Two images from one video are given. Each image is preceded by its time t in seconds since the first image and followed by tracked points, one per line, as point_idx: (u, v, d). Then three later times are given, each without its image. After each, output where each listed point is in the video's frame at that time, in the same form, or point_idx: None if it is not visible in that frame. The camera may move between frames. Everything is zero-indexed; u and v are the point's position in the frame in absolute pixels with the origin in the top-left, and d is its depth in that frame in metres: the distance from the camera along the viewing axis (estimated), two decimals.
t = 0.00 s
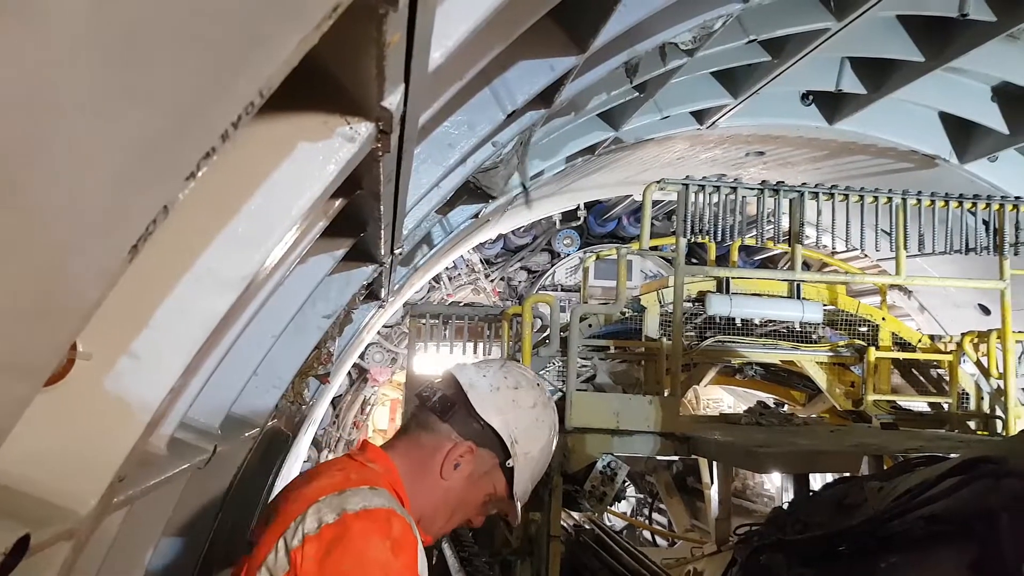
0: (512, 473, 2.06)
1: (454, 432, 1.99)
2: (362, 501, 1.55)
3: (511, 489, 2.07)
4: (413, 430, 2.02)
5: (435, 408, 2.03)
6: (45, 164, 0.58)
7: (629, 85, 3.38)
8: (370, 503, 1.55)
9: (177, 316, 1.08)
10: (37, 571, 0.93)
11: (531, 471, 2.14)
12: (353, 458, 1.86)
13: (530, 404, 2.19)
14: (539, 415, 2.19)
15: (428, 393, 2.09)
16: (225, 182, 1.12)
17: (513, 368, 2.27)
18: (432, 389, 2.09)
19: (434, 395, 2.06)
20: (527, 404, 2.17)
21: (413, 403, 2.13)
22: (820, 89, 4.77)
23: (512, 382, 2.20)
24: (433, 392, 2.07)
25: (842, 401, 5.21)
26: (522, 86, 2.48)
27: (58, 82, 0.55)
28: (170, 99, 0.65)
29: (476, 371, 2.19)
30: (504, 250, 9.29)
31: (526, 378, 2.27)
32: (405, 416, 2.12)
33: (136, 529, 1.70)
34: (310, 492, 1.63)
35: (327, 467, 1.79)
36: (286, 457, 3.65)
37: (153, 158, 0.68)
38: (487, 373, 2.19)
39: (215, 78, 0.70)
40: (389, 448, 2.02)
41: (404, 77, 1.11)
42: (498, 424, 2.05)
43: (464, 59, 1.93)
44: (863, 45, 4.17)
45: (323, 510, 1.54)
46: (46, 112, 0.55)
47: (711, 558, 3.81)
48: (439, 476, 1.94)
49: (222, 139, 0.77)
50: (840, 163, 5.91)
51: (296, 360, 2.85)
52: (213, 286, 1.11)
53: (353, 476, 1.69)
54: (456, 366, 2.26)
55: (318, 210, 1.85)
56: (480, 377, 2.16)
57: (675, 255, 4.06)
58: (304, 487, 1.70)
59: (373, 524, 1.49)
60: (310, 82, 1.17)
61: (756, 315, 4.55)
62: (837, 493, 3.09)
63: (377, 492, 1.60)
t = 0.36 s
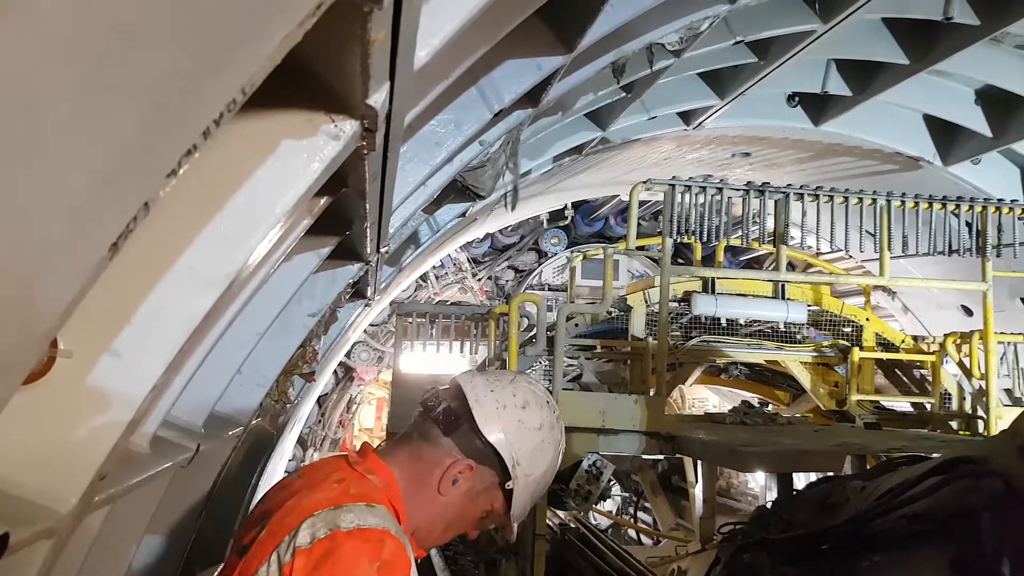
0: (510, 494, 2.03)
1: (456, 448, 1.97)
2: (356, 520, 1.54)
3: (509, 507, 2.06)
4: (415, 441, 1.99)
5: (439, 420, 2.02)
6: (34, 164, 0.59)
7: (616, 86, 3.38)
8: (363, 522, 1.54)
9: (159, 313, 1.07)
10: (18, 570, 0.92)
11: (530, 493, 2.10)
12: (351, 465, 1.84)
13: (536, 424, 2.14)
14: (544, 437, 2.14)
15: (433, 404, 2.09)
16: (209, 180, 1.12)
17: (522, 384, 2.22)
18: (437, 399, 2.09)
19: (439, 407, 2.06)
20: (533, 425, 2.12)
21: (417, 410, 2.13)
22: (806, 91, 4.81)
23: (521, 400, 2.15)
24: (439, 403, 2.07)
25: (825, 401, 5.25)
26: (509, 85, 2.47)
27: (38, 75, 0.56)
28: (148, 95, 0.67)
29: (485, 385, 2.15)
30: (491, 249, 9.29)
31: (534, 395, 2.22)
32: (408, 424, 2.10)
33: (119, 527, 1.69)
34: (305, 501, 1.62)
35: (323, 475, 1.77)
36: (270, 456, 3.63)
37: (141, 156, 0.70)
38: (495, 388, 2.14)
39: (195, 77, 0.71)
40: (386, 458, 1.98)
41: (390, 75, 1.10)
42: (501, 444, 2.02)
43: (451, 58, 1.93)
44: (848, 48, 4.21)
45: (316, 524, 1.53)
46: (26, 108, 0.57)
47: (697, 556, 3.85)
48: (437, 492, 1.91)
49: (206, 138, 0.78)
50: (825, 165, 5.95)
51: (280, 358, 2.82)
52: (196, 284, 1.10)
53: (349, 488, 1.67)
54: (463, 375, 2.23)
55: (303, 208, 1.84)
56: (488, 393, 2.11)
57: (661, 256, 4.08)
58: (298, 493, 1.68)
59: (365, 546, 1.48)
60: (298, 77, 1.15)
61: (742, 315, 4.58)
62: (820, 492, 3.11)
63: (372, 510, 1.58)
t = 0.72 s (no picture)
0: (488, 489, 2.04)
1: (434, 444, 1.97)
2: (342, 537, 1.54)
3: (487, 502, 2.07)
4: (391, 439, 1.99)
5: (416, 417, 2.02)
6: (23, 164, 0.64)
7: (601, 85, 3.39)
8: (351, 539, 1.54)
9: (139, 310, 1.08)
10: None
11: (508, 486, 2.11)
12: (329, 470, 1.80)
13: (515, 420, 2.14)
14: (523, 434, 2.15)
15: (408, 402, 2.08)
16: (189, 178, 1.11)
17: (499, 378, 2.22)
18: (413, 397, 2.09)
19: (416, 405, 2.05)
20: (511, 421, 2.12)
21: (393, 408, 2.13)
22: (789, 91, 4.84)
23: (499, 397, 2.15)
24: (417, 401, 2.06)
25: (808, 398, 5.30)
26: (494, 84, 2.48)
27: (28, 80, 0.59)
28: (127, 95, 0.70)
29: (462, 381, 2.14)
30: (477, 247, 9.28)
31: (512, 390, 2.22)
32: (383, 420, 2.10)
33: (102, 527, 1.68)
34: (287, 516, 1.60)
35: (302, 480, 1.74)
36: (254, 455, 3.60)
37: (123, 148, 0.75)
38: (472, 385, 2.14)
39: (178, 75, 0.75)
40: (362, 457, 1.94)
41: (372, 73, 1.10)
42: (479, 442, 2.02)
43: (435, 56, 1.93)
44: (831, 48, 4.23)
45: (302, 543, 1.52)
46: (9, 113, 0.60)
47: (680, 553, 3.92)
48: (415, 489, 1.90)
49: (183, 132, 0.85)
50: (808, 165, 5.99)
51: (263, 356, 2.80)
52: (177, 283, 1.11)
53: (332, 499, 1.66)
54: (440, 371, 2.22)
55: (285, 205, 1.83)
56: (466, 392, 2.10)
57: (646, 254, 4.09)
58: (278, 503, 1.66)
59: (352, 565, 1.48)
60: (279, 70, 1.11)
61: (725, 313, 4.59)
62: (803, 490, 3.14)
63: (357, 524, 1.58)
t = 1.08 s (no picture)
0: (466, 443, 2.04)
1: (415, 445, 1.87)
2: (357, 551, 1.53)
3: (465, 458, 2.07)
4: (361, 444, 1.85)
5: (388, 425, 1.85)
6: None
7: (582, 82, 3.39)
8: (365, 550, 1.54)
9: (113, 309, 1.05)
10: None
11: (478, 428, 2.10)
12: (320, 468, 1.72)
13: (479, 376, 2.04)
14: (484, 382, 2.06)
15: (362, 404, 1.88)
16: (162, 176, 1.10)
17: (449, 334, 2.04)
18: (374, 410, 1.86)
19: (378, 409, 1.86)
20: (477, 383, 2.01)
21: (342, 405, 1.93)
22: (769, 88, 4.87)
23: (457, 364, 1.99)
24: (378, 405, 1.87)
25: (789, 393, 5.35)
26: (474, 81, 2.48)
27: None
28: (95, 94, 0.70)
29: (415, 359, 1.94)
30: (460, 245, 9.27)
31: (463, 338, 2.07)
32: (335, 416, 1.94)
33: (79, 530, 1.66)
34: (290, 531, 1.54)
35: (293, 487, 1.66)
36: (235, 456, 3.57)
37: (92, 149, 0.75)
38: (428, 361, 1.95)
39: (148, 74, 0.75)
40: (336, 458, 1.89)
41: (347, 69, 1.12)
42: (456, 422, 1.93)
43: (414, 53, 1.93)
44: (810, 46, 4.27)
45: (316, 559, 1.49)
46: None
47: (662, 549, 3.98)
48: (408, 473, 1.89)
49: (154, 131, 0.83)
50: (788, 162, 6.04)
51: (242, 355, 2.77)
52: (152, 282, 1.09)
53: (331, 505, 1.60)
54: (380, 345, 1.98)
55: (262, 203, 1.82)
56: (426, 378, 1.92)
57: (628, 252, 4.11)
58: (274, 516, 1.58)
59: None
60: (253, 69, 1.13)
61: (706, 310, 4.61)
62: (783, 485, 3.16)
63: (368, 534, 1.57)
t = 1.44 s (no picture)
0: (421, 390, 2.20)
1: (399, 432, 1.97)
2: (389, 544, 1.54)
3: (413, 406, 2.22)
4: (357, 452, 1.88)
5: (382, 430, 1.91)
6: None
7: (560, 79, 3.39)
8: (396, 542, 1.56)
9: (83, 309, 1.04)
10: None
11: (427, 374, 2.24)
12: (311, 471, 1.72)
13: (429, 349, 2.05)
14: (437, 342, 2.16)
15: (353, 422, 1.87)
16: (133, 174, 1.07)
17: (412, 316, 2.06)
18: (348, 423, 1.86)
19: (371, 422, 1.89)
20: (439, 353, 2.12)
21: (320, 417, 1.84)
22: (747, 85, 4.90)
23: (427, 346, 2.06)
24: (371, 418, 1.89)
25: (766, 387, 5.41)
26: (451, 78, 2.47)
27: None
28: (62, 90, 0.70)
29: (395, 361, 1.96)
30: (441, 242, 9.25)
31: (418, 312, 2.10)
32: (313, 422, 1.84)
33: (53, 532, 1.64)
34: (312, 538, 1.52)
35: (292, 492, 1.64)
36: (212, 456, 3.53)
37: (57, 147, 0.74)
38: (406, 358, 1.99)
39: (113, 70, 0.75)
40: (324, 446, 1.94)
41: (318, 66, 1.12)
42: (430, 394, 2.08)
43: (389, 49, 1.92)
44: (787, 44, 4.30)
45: (352, 561, 1.50)
46: None
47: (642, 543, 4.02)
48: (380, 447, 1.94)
49: (120, 127, 0.83)
50: (766, 158, 6.08)
51: (219, 354, 2.75)
52: (123, 281, 1.08)
53: (343, 505, 1.60)
54: (351, 349, 1.93)
55: (237, 199, 1.81)
56: (408, 378, 1.97)
57: (607, 248, 4.12)
58: (285, 526, 1.55)
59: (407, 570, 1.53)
60: (223, 65, 1.14)
61: (684, 306, 4.65)
62: (761, 478, 3.18)
63: (390, 526, 1.59)
